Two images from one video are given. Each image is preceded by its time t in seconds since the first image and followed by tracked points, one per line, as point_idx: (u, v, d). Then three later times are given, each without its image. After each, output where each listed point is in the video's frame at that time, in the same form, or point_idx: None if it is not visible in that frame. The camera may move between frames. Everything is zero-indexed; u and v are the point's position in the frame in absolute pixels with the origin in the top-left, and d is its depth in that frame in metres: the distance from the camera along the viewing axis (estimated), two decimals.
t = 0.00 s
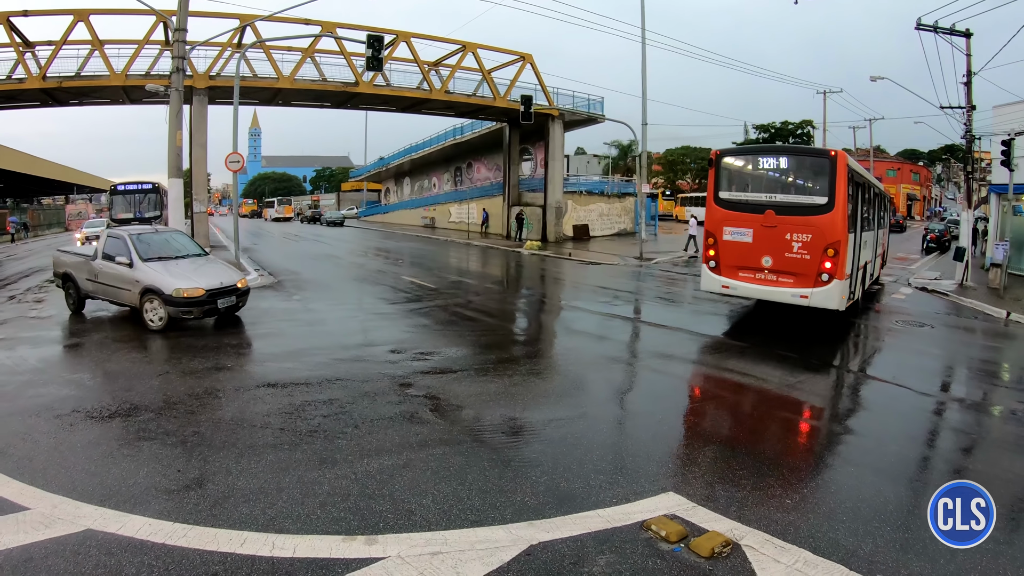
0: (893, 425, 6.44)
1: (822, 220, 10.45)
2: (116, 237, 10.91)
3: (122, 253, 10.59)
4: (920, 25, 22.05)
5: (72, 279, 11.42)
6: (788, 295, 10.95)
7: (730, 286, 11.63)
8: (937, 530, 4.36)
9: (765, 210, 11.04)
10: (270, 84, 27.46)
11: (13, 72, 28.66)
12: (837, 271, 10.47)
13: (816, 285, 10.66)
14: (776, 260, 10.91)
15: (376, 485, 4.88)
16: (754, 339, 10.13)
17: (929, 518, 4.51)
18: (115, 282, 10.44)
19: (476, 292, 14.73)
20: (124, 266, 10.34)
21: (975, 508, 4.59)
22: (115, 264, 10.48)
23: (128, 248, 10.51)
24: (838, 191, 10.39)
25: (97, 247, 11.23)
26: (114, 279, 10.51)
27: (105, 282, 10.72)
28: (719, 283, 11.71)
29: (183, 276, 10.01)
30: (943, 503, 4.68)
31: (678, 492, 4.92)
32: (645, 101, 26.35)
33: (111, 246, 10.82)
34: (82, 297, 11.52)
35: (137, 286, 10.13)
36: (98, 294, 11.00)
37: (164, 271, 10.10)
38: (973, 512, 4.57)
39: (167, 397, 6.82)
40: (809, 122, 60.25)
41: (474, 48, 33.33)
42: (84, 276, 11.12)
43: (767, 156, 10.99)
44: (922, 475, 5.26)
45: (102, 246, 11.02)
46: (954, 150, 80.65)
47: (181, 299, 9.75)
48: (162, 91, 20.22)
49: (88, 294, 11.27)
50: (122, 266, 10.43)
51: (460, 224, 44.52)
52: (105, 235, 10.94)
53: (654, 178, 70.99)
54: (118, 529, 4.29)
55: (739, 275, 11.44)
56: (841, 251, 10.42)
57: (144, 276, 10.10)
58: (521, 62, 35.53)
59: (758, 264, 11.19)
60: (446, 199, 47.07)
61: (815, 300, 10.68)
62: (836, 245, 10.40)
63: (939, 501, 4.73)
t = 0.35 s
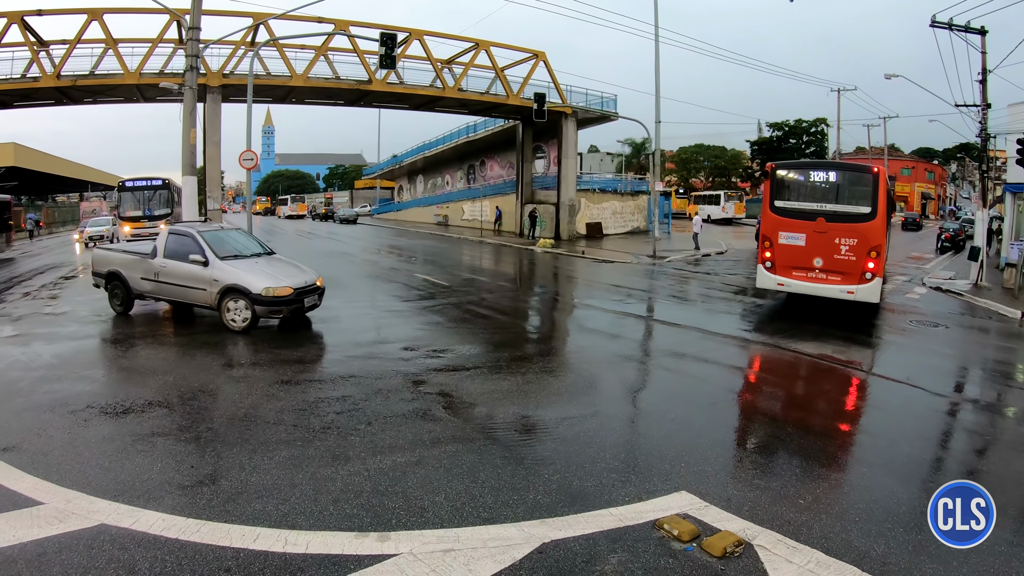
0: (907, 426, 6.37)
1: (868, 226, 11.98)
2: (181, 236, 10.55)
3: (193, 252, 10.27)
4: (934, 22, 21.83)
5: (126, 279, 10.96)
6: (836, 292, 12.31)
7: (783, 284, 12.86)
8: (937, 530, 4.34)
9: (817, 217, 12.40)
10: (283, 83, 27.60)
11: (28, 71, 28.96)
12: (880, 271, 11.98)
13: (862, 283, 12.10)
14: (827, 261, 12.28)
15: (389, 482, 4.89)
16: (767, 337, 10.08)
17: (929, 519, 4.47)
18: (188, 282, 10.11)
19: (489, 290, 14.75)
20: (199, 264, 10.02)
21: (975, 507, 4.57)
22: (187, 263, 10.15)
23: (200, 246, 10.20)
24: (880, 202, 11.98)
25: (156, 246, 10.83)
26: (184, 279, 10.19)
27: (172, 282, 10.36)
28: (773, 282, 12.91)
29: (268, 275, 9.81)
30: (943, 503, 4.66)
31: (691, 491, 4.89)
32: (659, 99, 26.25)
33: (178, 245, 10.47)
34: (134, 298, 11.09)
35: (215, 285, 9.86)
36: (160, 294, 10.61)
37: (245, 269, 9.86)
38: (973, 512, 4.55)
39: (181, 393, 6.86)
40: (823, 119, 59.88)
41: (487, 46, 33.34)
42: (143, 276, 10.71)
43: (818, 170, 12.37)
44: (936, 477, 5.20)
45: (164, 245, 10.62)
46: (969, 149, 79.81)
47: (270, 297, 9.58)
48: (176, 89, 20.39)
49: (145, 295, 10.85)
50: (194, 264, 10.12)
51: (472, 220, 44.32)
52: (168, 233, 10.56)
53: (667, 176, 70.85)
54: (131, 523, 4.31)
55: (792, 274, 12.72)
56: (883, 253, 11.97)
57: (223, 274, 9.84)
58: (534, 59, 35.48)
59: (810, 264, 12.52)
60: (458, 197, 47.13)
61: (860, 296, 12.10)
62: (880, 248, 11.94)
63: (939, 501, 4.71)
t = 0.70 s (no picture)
0: (927, 430, 6.27)
1: (905, 227, 13.31)
2: (268, 233, 10.19)
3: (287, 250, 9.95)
4: (955, 21, 21.52)
5: (200, 279, 10.46)
6: (877, 284, 13.57)
7: (830, 277, 14.04)
8: (937, 531, 4.31)
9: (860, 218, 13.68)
10: (303, 80, 27.75)
11: (51, 69, 29.32)
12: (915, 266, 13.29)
13: (900, 276, 13.35)
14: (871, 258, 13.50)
15: (406, 479, 4.88)
16: (785, 338, 9.97)
17: (930, 519, 4.44)
18: (283, 281, 9.80)
19: (507, 287, 14.77)
20: (297, 262, 9.73)
21: (975, 507, 4.51)
22: (283, 261, 9.85)
23: (297, 244, 9.90)
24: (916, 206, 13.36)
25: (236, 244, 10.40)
26: (277, 277, 9.88)
27: (261, 281, 10.01)
28: (821, 275, 14.07)
29: (372, 273, 9.67)
30: (943, 503, 4.60)
31: (709, 492, 4.84)
32: (678, 97, 26.08)
33: (268, 242, 10.11)
34: (207, 299, 10.61)
35: (318, 284, 9.63)
36: (244, 294, 10.21)
37: (349, 268, 9.68)
38: (973, 512, 4.49)
39: (201, 388, 6.91)
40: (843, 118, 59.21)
41: (507, 44, 33.36)
42: (225, 275, 10.27)
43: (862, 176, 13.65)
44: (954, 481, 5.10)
45: (249, 242, 10.22)
46: (993, 148, 78.61)
47: (380, 295, 9.48)
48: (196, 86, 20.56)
49: (222, 295, 10.41)
50: (291, 262, 9.82)
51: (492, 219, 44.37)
52: (254, 230, 10.17)
53: (686, 175, 70.49)
54: (150, 517, 4.35)
55: (838, 268, 13.91)
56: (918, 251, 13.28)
57: (326, 272, 9.64)
58: (553, 57, 35.33)
59: (855, 259, 13.74)
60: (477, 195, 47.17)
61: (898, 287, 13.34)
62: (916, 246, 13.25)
63: (939, 500, 4.65)
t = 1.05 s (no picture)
0: (946, 435, 6.19)
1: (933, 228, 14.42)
2: (369, 231, 10.20)
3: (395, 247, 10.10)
4: (980, 21, 21.18)
5: (293, 277, 10.22)
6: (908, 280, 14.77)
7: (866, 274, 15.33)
8: (937, 530, 4.33)
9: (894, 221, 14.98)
10: (324, 77, 27.90)
11: (75, 65, 29.69)
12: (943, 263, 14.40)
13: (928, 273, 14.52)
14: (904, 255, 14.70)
15: (423, 476, 4.88)
16: (805, 341, 9.86)
17: (930, 519, 4.46)
18: (395, 278, 9.95)
19: (527, 286, 14.75)
20: (409, 259, 9.92)
21: (974, 508, 4.55)
22: (393, 259, 9.97)
23: (406, 241, 10.06)
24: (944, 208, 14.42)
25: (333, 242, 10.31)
26: (385, 274, 9.98)
27: (367, 279, 10.04)
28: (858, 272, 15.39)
29: (480, 268, 10.18)
30: (943, 503, 4.62)
31: (728, 494, 4.80)
32: (700, 96, 25.86)
33: (371, 240, 10.14)
34: (297, 298, 10.38)
35: (431, 281, 9.95)
36: (344, 291, 10.15)
37: (459, 264, 10.08)
38: (972, 512, 4.52)
39: (220, 382, 6.97)
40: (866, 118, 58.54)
41: (529, 42, 33.30)
42: (324, 272, 10.13)
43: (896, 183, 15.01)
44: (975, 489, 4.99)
45: (349, 239, 10.16)
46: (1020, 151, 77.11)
47: (492, 290, 10.06)
48: (219, 83, 20.71)
49: (319, 293, 10.23)
50: (401, 259, 9.97)
51: (512, 218, 44.43)
52: (356, 227, 10.13)
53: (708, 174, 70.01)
54: (168, 509, 4.38)
55: (873, 265, 15.19)
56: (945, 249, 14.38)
57: (440, 269, 9.94)
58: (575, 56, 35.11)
59: (888, 258, 15.00)
60: (497, 194, 47.16)
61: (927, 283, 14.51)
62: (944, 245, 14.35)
63: (939, 500, 4.67)
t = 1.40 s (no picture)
0: (958, 442, 6.12)
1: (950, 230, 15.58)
2: (466, 232, 10.58)
3: (492, 249, 10.63)
4: (1000, 25, 20.94)
5: (392, 277, 10.32)
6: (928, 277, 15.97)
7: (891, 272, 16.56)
8: (936, 530, 4.37)
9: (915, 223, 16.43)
10: (342, 76, 28.06)
11: (93, 62, 29.98)
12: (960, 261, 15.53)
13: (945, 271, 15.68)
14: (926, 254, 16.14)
15: (435, 475, 4.88)
16: (818, 345, 9.78)
17: (929, 519, 4.50)
18: (495, 277, 10.50)
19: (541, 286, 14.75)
20: (510, 260, 10.54)
21: (974, 507, 4.56)
22: (494, 259, 10.51)
23: (503, 243, 10.66)
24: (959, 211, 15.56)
25: (430, 243, 10.55)
26: (486, 275, 10.49)
27: (468, 279, 10.47)
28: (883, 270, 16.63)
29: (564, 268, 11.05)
30: (943, 503, 4.64)
31: (739, 498, 4.77)
32: (716, 98, 25.76)
33: (469, 241, 10.56)
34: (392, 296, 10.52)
35: (528, 280, 10.64)
36: (442, 291, 10.47)
37: (549, 264, 10.88)
38: (973, 512, 4.54)
39: (233, 377, 7.01)
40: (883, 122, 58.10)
41: (545, 42, 33.30)
42: (424, 271, 10.36)
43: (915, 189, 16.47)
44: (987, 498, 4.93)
45: (448, 240, 10.50)
46: None
47: (578, 288, 10.98)
48: (237, 80, 20.87)
49: (418, 293, 10.43)
50: (500, 259, 10.54)
51: (528, 218, 44.46)
52: (456, 229, 10.47)
53: (723, 177, 69.70)
54: (179, 503, 4.40)
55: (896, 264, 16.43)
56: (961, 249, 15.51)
57: (535, 270, 10.64)
58: (592, 57, 35.18)
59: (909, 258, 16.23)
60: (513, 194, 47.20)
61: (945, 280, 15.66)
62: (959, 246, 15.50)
63: (939, 500, 4.69)
